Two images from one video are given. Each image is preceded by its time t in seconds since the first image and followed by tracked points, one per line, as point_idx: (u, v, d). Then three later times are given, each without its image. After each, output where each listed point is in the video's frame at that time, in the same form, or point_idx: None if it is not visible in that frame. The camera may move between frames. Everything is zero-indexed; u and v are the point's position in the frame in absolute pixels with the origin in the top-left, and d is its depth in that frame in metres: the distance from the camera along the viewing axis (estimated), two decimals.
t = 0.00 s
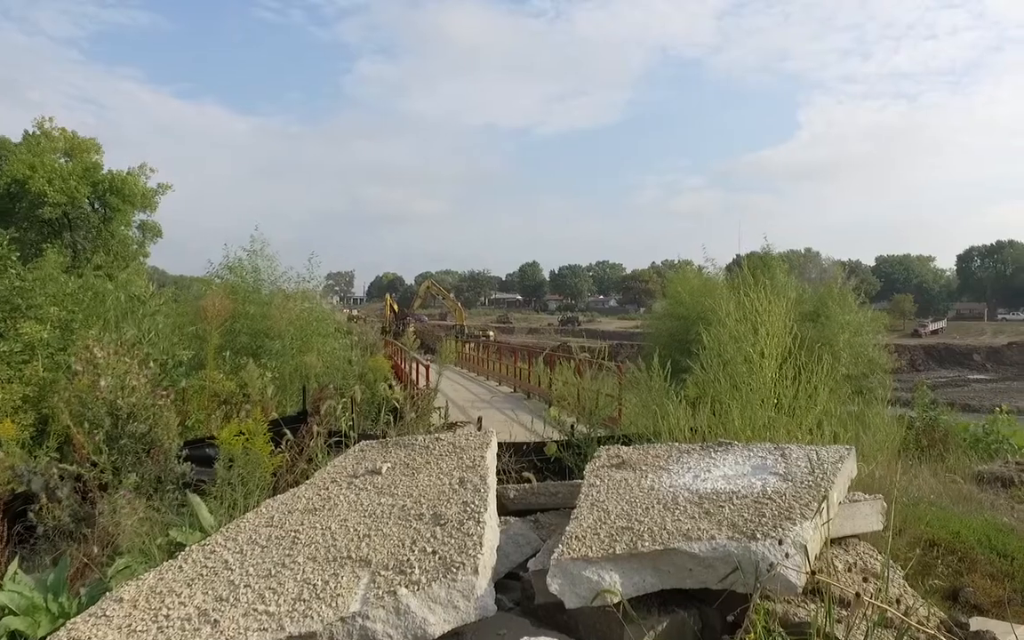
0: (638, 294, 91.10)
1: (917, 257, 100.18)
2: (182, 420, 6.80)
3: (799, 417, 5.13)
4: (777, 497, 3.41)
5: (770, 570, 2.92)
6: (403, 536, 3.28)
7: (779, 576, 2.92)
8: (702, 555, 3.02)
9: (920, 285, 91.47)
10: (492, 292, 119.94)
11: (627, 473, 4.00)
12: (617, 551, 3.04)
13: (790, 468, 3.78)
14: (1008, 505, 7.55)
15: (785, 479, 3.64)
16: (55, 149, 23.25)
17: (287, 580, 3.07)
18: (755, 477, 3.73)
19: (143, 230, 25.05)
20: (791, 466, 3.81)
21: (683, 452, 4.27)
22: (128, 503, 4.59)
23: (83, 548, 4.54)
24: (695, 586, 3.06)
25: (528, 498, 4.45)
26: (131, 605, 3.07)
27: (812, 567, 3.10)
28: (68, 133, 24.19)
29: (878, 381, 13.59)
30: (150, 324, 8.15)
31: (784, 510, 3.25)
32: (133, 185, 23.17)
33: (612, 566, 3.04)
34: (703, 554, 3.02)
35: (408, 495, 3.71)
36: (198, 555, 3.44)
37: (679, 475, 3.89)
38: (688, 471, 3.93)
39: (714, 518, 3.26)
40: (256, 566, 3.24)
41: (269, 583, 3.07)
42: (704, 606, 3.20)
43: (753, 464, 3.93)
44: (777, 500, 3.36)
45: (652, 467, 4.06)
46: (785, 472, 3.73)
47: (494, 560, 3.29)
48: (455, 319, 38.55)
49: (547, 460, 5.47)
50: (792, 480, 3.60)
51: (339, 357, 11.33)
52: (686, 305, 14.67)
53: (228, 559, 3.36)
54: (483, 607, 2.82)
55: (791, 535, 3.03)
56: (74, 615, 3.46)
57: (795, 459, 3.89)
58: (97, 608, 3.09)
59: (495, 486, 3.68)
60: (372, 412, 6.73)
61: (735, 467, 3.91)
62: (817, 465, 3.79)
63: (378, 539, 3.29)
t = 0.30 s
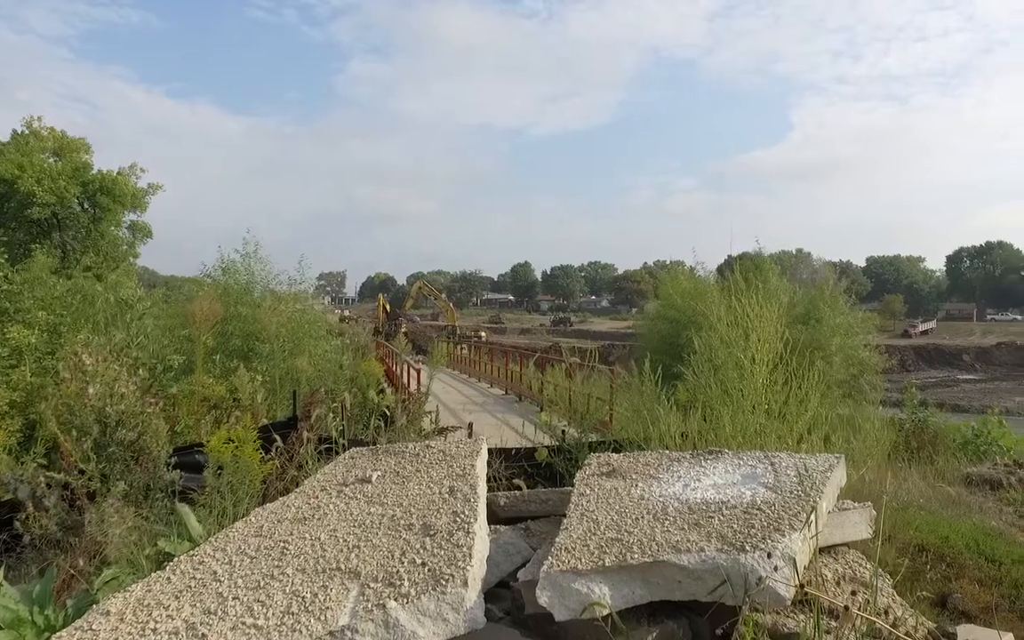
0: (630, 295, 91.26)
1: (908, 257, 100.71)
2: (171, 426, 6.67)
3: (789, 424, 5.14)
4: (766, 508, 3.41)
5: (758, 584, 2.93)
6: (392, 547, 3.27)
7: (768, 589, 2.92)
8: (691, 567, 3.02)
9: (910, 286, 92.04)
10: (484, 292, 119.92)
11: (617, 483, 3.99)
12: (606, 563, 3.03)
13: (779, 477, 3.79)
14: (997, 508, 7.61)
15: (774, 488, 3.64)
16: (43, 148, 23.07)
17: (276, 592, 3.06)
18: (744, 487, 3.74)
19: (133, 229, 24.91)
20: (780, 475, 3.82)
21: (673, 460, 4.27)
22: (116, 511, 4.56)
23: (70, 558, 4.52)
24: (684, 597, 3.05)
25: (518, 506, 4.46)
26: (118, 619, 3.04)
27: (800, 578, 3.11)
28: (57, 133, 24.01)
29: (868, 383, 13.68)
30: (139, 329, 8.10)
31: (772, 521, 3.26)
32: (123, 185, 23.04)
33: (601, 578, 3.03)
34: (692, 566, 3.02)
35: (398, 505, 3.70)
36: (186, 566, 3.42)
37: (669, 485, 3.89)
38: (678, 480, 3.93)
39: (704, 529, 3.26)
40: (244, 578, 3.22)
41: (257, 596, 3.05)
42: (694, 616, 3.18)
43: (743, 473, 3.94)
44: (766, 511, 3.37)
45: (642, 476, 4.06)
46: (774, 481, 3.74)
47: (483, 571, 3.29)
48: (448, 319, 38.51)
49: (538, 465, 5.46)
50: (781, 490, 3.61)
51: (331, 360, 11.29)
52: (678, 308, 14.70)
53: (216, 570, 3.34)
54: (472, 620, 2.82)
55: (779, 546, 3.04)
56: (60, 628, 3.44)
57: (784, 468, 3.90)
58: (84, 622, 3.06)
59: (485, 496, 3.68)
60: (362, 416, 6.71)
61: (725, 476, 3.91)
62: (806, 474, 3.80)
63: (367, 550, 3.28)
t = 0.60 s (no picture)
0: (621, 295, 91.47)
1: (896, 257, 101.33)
2: (159, 432, 6.68)
3: (779, 430, 5.13)
4: (754, 518, 3.42)
5: (745, 597, 2.94)
6: (380, 558, 3.26)
7: (755, 602, 2.93)
8: (678, 579, 3.02)
9: (898, 287, 92.68)
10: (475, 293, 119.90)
11: (605, 491, 4.00)
12: (594, 576, 3.04)
13: (767, 486, 3.80)
14: (983, 512, 7.68)
15: (762, 497, 3.66)
16: (30, 148, 22.86)
17: (262, 605, 3.04)
18: (732, 496, 3.75)
19: (121, 230, 24.77)
20: (768, 483, 3.83)
21: (662, 468, 4.28)
22: (101, 520, 4.53)
23: (56, 568, 4.51)
24: (672, 609, 3.06)
25: (507, 513, 4.46)
26: (103, 633, 3.02)
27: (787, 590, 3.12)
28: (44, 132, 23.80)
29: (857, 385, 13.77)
30: (127, 334, 8.04)
31: (759, 531, 3.27)
32: (112, 186, 22.93)
33: (589, 590, 3.05)
34: (679, 578, 3.02)
35: (386, 514, 3.69)
36: (172, 578, 3.39)
37: (657, 493, 3.90)
38: (666, 489, 3.94)
39: (692, 540, 3.27)
40: (231, 590, 3.20)
41: (244, 608, 3.03)
42: (682, 627, 3.16)
43: (731, 481, 3.95)
44: (754, 521, 3.38)
45: (631, 484, 4.06)
46: (761, 490, 3.75)
47: (472, 582, 3.28)
48: (438, 320, 38.47)
49: (528, 470, 5.44)
50: (769, 499, 3.62)
51: (320, 363, 11.25)
52: (668, 311, 14.73)
53: (203, 582, 3.31)
54: (460, 632, 2.80)
55: (766, 558, 3.05)
56: None
57: (772, 477, 3.91)
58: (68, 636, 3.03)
59: (474, 505, 3.67)
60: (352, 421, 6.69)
61: (713, 484, 3.92)
62: (793, 482, 3.81)
63: (355, 562, 3.26)
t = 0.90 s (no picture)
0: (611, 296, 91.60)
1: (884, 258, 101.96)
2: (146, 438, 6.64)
3: (766, 435, 5.13)
4: (741, 529, 3.43)
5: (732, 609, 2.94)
6: (367, 570, 3.25)
7: (742, 614, 2.94)
8: (665, 591, 3.02)
9: (886, 287, 93.26)
10: (465, 294, 119.82)
11: (593, 500, 4.01)
12: (582, 588, 3.04)
13: (754, 496, 3.82)
14: (969, 515, 7.74)
15: (749, 507, 3.67)
16: (15, 148, 22.64)
17: (249, 617, 3.02)
18: (719, 506, 3.76)
19: (109, 230, 24.61)
20: (755, 493, 3.85)
21: (650, 476, 4.29)
22: (88, 531, 4.51)
23: (41, 579, 4.49)
24: (659, 621, 3.06)
25: (496, 521, 4.46)
26: None
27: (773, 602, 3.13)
28: (30, 132, 23.57)
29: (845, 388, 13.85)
30: (114, 340, 7.96)
31: (746, 542, 3.28)
32: (100, 186, 22.76)
33: (576, 603, 3.04)
34: (666, 591, 3.03)
35: (374, 524, 3.68)
36: (159, 590, 3.36)
37: (645, 503, 3.91)
38: (654, 498, 3.95)
39: (679, 552, 3.27)
40: (218, 602, 3.18)
41: (231, 622, 3.01)
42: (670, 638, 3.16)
43: (718, 490, 3.96)
44: (740, 533, 3.39)
45: (618, 493, 4.07)
46: (749, 500, 3.76)
47: (460, 593, 3.28)
48: (428, 321, 38.41)
49: (517, 476, 5.43)
50: (755, 509, 3.63)
51: (309, 367, 11.20)
52: (658, 313, 14.77)
53: (190, 594, 3.29)
54: None
55: (752, 570, 3.06)
56: None
57: (760, 486, 3.92)
58: None
59: (462, 515, 3.67)
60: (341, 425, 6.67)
61: (701, 494, 3.93)
62: (780, 491, 3.83)
63: (343, 573, 3.25)
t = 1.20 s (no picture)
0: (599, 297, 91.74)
1: (870, 258, 102.68)
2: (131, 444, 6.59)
3: (753, 440, 5.13)
4: (726, 540, 3.43)
5: (716, 621, 2.94)
6: (354, 582, 3.24)
7: (726, 627, 2.94)
8: (651, 603, 3.02)
9: (872, 288, 93.90)
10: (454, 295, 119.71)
11: (580, 509, 4.01)
12: (567, 601, 3.04)
13: (740, 504, 3.82)
14: (953, 517, 7.81)
15: (735, 516, 3.69)
16: None
17: (235, 631, 3.00)
18: (706, 515, 3.77)
19: (94, 230, 24.41)
20: (741, 502, 3.86)
21: (637, 484, 4.29)
22: (71, 541, 4.47)
23: (24, 591, 4.40)
24: (645, 633, 3.06)
25: (483, 529, 4.46)
26: None
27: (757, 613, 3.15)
28: (14, 131, 23.32)
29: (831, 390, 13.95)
30: (98, 345, 7.90)
31: (731, 553, 3.30)
32: (85, 186, 22.57)
33: (562, 615, 3.05)
34: (652, 603, 3.03)
35: (361, 535, 3.67)
36: (143, 603, 3.33)
37: (632, 512, 3.91)
38: (641, 507, 3.95)
39: (665, 564, 3.28)
40: (203, 615, 3.15)
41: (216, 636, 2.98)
42: None
43: (704, 499, 3.97)
44: (726, 543, 3.39)
45: (605, 502, 4.07)
46: (735, 508, 3.77)
47: (446, 604, 3.28)
48: (417, 322, 38.34)
49: (504, 482, 5.43)
50: (741, 518, 3.64)
51: (297, 370, 11.17)
52: (646, 315, 14.80)
53: (174, 607, 3.26)
54: None
55: (737, 582, 3.07)
56: None
57: (746, 495, 3.94)
58: None
59: (449, 524, 3.67)
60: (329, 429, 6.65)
61: (687, 502, 3.94)
62: (765, 500, 3.84)
63: (329, 586, 3.24)
